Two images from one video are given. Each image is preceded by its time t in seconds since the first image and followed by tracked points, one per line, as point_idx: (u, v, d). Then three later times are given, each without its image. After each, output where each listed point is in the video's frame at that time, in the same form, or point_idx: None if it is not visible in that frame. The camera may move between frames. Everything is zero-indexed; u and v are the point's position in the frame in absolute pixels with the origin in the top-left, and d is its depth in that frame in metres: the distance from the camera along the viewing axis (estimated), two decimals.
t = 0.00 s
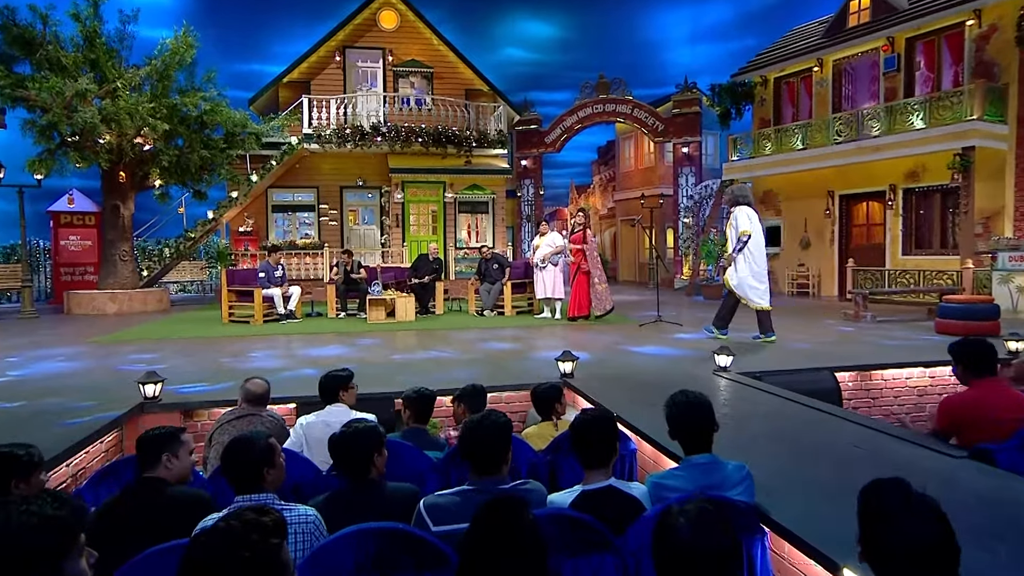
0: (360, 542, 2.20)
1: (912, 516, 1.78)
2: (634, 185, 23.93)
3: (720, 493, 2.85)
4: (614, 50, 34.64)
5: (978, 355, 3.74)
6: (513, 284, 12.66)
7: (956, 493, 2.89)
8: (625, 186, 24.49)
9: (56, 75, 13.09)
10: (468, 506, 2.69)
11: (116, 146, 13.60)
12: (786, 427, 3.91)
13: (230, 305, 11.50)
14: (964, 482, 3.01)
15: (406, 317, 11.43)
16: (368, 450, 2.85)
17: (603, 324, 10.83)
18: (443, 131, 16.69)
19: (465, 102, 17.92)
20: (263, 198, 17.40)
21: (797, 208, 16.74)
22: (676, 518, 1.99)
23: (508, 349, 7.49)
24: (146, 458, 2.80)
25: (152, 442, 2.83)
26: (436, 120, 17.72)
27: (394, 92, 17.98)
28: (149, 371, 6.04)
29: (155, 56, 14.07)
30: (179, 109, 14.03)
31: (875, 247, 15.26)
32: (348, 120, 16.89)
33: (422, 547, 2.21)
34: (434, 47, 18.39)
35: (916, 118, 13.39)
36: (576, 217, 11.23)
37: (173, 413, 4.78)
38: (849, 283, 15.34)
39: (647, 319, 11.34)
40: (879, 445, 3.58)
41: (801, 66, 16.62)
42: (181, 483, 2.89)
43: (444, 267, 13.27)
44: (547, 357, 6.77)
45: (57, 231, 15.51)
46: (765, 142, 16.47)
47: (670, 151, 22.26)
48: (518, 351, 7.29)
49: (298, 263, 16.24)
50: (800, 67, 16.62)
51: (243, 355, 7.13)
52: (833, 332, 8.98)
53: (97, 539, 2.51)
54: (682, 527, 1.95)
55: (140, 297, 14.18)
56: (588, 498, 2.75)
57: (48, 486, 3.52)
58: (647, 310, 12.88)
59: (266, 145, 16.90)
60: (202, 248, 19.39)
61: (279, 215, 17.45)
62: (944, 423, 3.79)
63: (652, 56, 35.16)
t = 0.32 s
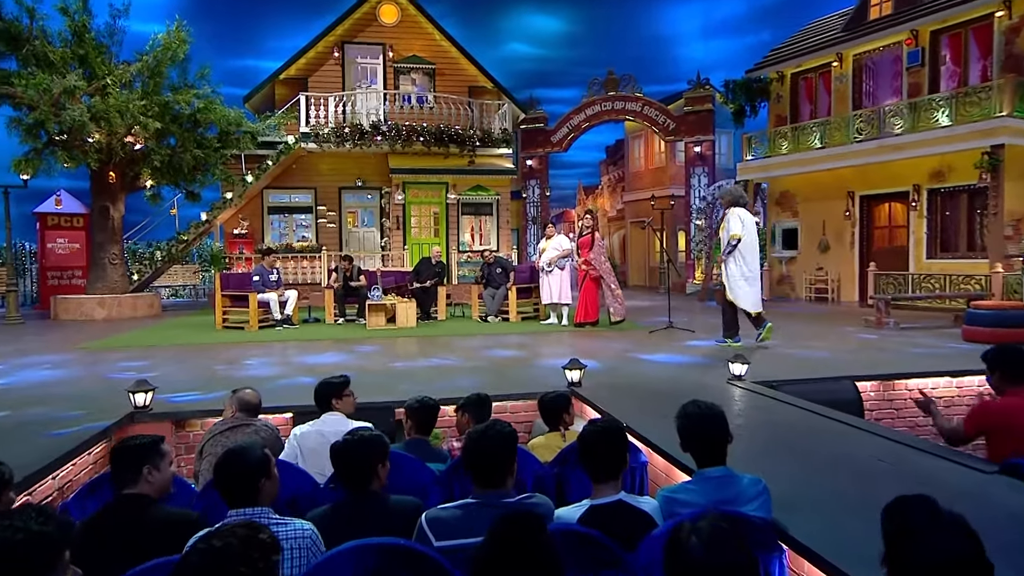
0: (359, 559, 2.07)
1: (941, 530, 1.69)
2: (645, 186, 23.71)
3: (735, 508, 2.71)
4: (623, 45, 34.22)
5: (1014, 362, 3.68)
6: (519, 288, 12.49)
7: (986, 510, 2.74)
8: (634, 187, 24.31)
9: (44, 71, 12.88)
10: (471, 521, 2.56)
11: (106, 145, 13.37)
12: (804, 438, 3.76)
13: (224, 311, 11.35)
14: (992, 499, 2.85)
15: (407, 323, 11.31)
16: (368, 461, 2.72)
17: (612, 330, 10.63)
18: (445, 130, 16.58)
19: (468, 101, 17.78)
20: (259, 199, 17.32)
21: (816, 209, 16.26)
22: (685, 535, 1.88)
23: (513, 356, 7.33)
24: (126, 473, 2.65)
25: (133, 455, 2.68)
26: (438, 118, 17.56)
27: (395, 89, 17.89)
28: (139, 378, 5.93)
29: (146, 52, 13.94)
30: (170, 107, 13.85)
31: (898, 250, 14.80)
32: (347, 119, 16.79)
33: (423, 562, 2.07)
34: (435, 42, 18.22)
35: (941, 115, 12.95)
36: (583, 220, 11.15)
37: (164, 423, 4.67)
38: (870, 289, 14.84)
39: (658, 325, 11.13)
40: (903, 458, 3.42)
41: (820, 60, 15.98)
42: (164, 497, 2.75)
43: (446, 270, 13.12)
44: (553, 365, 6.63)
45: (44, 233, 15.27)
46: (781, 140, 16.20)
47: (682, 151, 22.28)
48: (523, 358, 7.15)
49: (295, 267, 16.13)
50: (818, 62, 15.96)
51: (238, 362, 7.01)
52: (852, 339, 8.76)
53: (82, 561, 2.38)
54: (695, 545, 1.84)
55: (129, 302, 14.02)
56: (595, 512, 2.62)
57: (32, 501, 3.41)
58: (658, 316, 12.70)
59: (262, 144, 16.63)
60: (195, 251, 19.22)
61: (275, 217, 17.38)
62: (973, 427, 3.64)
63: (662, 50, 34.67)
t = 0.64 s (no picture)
0: None
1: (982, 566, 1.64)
2: (657, 188, 23.45)
3: (755, 527, 2.57)
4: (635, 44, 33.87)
5: None
6: (525, 295, 12.33)
7: None
8: (645, 190, 24.15)
9: (33, 68, 12.80)
10: (478, 540, 2.43)
11: (98, 146, 13.24)
12: (827, 454, 3.60)
13: (219, 318, 11.21)
14: None
15: (410, 331, 11.19)
16: (370, 479, 2.57)
17: (623, 338, 10.44)
18: (450, 130, 16.48)
19: (474, 100, 17.67)
20: (256, 203, 17.28)
21: (836, 211, 15.90)
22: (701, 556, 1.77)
23: (520, 366, 7.18)
24: (103, 500, 2.49)
25: (113, 480, 2.52)
26: (442, 117, 17.48)
27: (397, 87, 17.78)
28: (131, 389, 5.81)
29: (140, 49, 13.75)
30: (165, 106, 13.70)
31: (926, 256, 14.33)
32: (347, 120, 16.65)
33: None
34: (439, 38, 18.16)
35: (973, 113, 12.57)
36: (594, 224, 11.02)
37: (157, 435, 4.56)
38: (895, 295, 14.46)
39: (672, 334, 10.95)
40: (934, 475, 3.25)
41: (842, 56, 15.48)
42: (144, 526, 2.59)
43: (452, 275, 12.98)
44: (562, 375, 6.49)
45: (33, 237, 15.20)
46: (801, 140, 15.80)
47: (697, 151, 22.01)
48: (530, 368, 7.00)
49: (292, 272, 16.03)
50: (839, 59, 15.53)
51: (233, 371, 6.88)
52: (880, 349, 8.52)
53: None
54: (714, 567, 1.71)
55: (121, 308, 13.85)
56: (607, 531, 2.48)
57: (18, 518, 3.29)
58: (671, 324, 12.51)
59: (260, 145, 16.75)
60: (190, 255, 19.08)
61: (272, 220, 17.32)
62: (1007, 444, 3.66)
63: (676, 47, 34.24)
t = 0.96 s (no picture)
0: None
1: None
2: (672, 191, 23.32)
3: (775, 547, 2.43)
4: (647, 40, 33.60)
5: None
6: (533, 303, 12.22)
7: None
8: (658, 193, 24.03)
9: (24, 68, 12.62)
10: (483, 559, 2.31)
11: (91, 148, 13.18)
12: (847, 468, 3.49)
13: (216, 326, 11.13)
14: None
15: (414, 339, 11.08)
16: (368, 497, 2.46)
17: (634, 348, 10.29)
18: (455, 133, 16.44)
19: (480, 100, 17.63)
20: (254, 206, 17.20)
21: (858, 216, 15.59)
22: None
23: (527, 376, 7.07)
24: (88, 524, 2.40)
25: (98, 501, 2.43)
26: (448, 118, 17.42)
27: (400, 87, 17.70)
28: (125, 400, 5.74)
29: (136, 48, 13.73)
30: (161, 107, 13.57)
31: (954, 261, 14.06)
32: (349, 120, 16.68)
33: None
34: (443, 36, 18.10)
35: (1004, 113, 12.24)
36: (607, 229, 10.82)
37: (151, 448, 4.49)
38: (920, 304, 14.15)
39: (685, 343, 10.80)
40: (963, 493, 3.12)
41: (865, 53, 15.14)
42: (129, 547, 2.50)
43: (457, 282, 12.85)
44: (570, 386, 6.39)
45: (24, 242, 15.15)
46: (822, 140, 15.40)
47: (711, 153, 21.97)
48: (537, 378, 6.89)
49: (292, 278, 15.95)
50: (862, 56, 15.22)
51: (231, 381, 6.80)
52: (908, 360, 8.33)
53: None
54: None
55: (114, 316, 13.76)
56: (620, 550, 2.34)
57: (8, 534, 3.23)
58: (683, 333, 12.34)
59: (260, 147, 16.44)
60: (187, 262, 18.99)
61: (271, 225, 17.24)
62: None
63: (690, 45, 33.88)
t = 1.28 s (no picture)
0: None
1: None
2: (683, 195, 23.23)
3: (792, 567, 2.32)
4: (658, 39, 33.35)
5: None
6: (540, 310, 12.10)
7: None
8: (669, 197, 23.89)
9: (15, 68, 12.48)
10: None
11: (83, 150, 13.11)
12: (868, 485, 3.37)
13: (212, 333, 11.02)
14: None
15: (416, 348, 10.98)
16: (366, 513, 2.36)
17: (642, 358, 10.15)
18: (460, 135, 16.33)
19: (485, 102, 17.51)
20: (252, 211, 17.13)
21: (878, 221, 15.45)
22: None
23: (533, 386, 6.97)
24: (81, 543, 2.32)
25: (91, 518, 2.34)
26: (451, 119, 17.55)
27: (402, 88, 17.66)
28: (117, 411, 5.65)
29: (129, 48, 13.67)
30: (156, 109, 13.52)
31: (979, 268, 13.89)
32: (350, 121, 16.63)
33: None
34: (447, 35, 18.05)
35: None
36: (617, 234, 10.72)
37: (144, 460, 4.41)
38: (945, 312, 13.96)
39: (697, 352, 10.66)
40: (991, 511, 3.00)
41: (886, 52, 15.03)
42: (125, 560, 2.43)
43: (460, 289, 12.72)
44: (577, 397, 6.29)
45: (14, 248, 15.07)
46: (839, 143, 15.26)
47: (724, 156, 21.89)
48: (543, 389, 6.79)
49: (290, 285, 15.87)
50: (883, 55, 15.11)
51: (226, 392, 6.70)
52: (931, 371, 8.17)
53: None
54: None
55: (106, 325, 13.68)
56: (631, 565, 2.21)
57: None
58: (694, 342, 12.19)
59: (257, 150, 16.30)
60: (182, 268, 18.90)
61: (269, 230, 17.18)
62: None
63: (703, 44, 33.72)
